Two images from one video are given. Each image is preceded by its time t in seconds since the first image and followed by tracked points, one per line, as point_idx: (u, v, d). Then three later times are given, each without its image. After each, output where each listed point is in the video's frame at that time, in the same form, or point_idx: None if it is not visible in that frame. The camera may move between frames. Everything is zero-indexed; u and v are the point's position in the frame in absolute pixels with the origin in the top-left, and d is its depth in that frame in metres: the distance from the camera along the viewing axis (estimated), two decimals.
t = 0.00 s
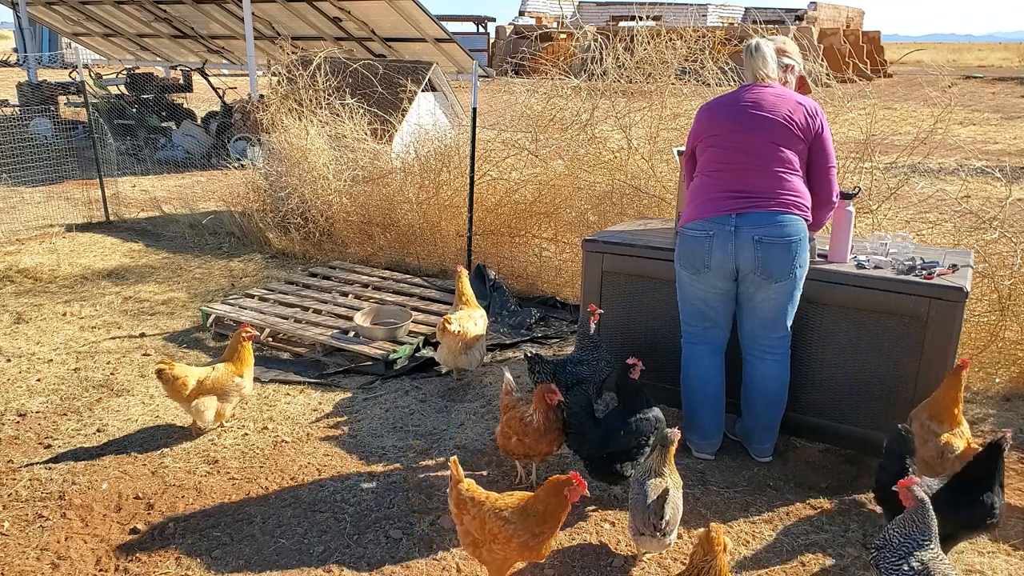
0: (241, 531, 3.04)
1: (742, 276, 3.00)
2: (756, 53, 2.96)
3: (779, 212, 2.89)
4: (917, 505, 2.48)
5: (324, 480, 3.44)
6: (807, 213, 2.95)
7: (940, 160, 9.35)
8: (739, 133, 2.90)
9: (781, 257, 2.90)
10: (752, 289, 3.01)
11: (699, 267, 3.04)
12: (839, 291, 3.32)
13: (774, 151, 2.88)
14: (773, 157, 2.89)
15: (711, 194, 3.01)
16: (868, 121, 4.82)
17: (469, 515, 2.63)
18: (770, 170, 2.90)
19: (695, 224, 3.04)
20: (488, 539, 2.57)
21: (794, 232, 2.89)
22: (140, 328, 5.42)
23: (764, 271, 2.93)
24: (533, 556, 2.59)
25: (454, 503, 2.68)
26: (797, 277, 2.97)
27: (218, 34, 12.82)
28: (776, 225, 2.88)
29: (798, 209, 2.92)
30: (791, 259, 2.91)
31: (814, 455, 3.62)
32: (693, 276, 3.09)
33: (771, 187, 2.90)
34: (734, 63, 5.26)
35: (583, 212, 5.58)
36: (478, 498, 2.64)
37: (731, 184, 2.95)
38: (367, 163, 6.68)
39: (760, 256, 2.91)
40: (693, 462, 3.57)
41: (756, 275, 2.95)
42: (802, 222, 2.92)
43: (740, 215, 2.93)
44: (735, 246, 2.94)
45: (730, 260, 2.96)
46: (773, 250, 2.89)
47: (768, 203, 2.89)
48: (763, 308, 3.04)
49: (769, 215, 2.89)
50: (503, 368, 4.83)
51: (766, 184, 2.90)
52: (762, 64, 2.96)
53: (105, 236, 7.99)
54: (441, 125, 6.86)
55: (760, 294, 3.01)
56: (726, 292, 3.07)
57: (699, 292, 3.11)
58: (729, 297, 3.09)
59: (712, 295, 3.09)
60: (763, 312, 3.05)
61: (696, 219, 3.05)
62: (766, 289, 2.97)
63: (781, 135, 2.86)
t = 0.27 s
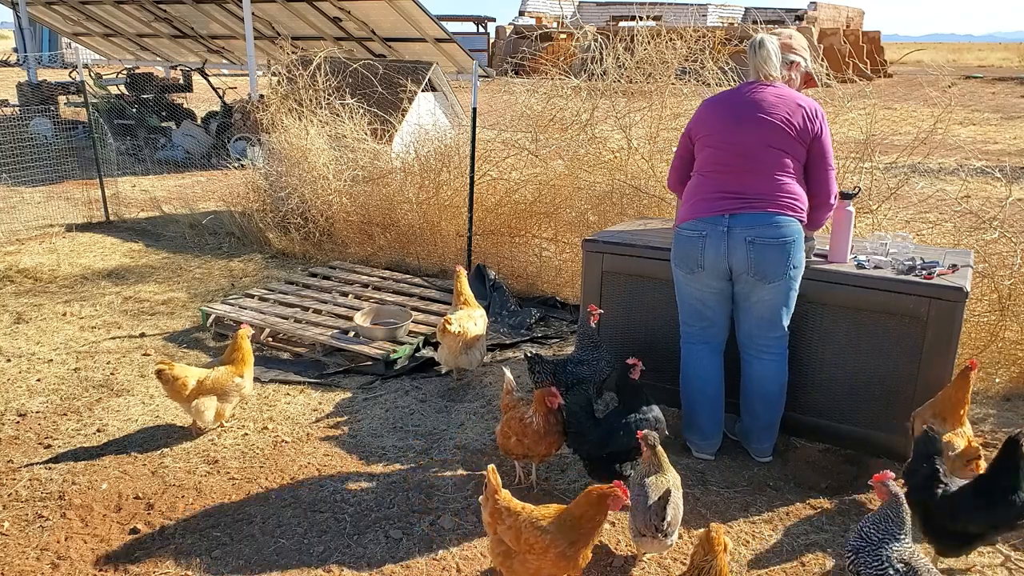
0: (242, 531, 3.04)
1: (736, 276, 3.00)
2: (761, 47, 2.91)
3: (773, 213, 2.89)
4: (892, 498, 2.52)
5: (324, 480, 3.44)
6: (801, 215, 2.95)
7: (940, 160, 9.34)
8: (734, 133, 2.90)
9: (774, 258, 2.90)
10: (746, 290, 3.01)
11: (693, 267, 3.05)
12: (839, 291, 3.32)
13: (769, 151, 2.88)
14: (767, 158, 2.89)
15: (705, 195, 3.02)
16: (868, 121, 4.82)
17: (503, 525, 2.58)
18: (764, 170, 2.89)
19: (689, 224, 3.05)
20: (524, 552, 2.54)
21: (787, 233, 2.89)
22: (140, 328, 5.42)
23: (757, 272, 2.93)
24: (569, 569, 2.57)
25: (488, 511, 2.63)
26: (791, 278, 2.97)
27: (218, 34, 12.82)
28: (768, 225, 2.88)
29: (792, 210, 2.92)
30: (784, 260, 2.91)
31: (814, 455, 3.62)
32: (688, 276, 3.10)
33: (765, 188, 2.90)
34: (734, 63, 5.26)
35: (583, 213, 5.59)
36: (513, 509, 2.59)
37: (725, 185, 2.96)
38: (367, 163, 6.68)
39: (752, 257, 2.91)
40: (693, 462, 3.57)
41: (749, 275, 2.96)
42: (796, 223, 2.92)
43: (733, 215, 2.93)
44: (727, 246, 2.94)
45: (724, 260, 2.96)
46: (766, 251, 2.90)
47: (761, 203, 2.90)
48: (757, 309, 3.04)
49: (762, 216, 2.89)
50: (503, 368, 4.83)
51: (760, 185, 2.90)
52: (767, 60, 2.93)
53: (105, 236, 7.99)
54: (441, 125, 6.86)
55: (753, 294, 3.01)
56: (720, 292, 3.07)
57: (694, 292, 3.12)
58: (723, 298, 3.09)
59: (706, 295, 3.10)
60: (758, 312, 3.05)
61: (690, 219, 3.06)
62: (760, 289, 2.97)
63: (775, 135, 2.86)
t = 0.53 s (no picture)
0: (241, 531, 3.04)
1: (733, 277, 3.00)
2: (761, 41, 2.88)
3: (770, 215, 2.89)
4: (872, 497, 2.54)
5: (324, 479, 3.44)
6: (797, 216, 2.95)
7: (940, 160, 9.34)
8: (731, 135, 2.89)
9: (770, 259, 2.90)
10: (743, 291, 3.02)
11: (691, 268, 3.05)
12: (839, 291, 3.32)
13: (765, 153, 2.87)
14: (764, 159, 2.88)
15: (702, 195, 3.02)
16: (868, 122, 4.81)
17: (551, 538, 2.49)
18: (760, 172, 2.89)
19: (685, 225, 3.05)
20: (577, 562, 2.47)
21: (783, 235, 2.89)
22: (140, 328, 5.42)
23: (754, 273, 2.93)
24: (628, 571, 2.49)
25: (529, 525, 2.52)
26: (787, 279, 2.97)
27: (218, 34, 12.82)
28: (765, 227, 2.88)
29: (789, 211, 2.92)
30: (780, 262, 2.91)
31: (814, 455, 3.62)
32: (685, 277, 3.10)
33: (762, 189, 2.90)
34: (734, 63, 5.25)
35: (583, 212, 5.59)
36: (557, 520, 2.50)
37: (721, 186, 2.96)
38: (367, 163, 6.68)
39: (749, 258, 2.91)
40: (693, 462, 3.57)
41: (747, 276, 2.96)
42: (792, 224, 2.92)
43: (730, 217, 2.93)
44: (724, 247, 2.94)
45: (721, 261, 2.96)
46: (762, 253, 2.90)
47: (757, 205, 2.90)
48: (754, 309, 3.05)
49: (758, 218, 2.89)
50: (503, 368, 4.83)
51: (756, 186, 2.90)
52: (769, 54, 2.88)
53: (105, 236, 7.99)
54: (441, 125, 6.86)
55: (750, 295, 3.01)
56: (718, 293, 3.08)
57: (691, 293, 3.12)
58: (720, 298, 3.09)
59: (704, 296, 3.10)
60: (755, 313, 3.06)
61: (687, 220, 3.06)
62: (758, 290, 2.97)
63: (772, 136, 2.85)
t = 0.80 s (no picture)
0: (241, 531, 3.04)
1: (730, 279, 3.00)
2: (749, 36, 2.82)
3: (765, 217, 2.89)
4: (879, 498, 2.53)
5: (324, 479, 3.44)
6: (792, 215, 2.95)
7: (940, 160, 9.34)
8: (723, 137, 2.88)
9: (767, 261, 2.90)
10: (740, 293, 3.02)
11: (688, 271, 3.05)
12: (839, 291, 3.32)
13: (758, 154, 2.86)
14: (757, 160, 2.87)
15: (696, 198, 3.01)
16: (868, 122, 4.81)
17: (611, 556, 2.36)
18: (753, 174, 2.89)
19: (681, 228, 3.05)
20: None
21: (779, 236, 2.90)
22: (140, 328, 5.42)
23: (751, 276, 2.93)
24: None
25: (585, 545, 2.38)
26: (784, 280, 2.97)
27: (218, 34, 12.82)
28: (760, 229, 2.88)
29: (784, 212, 2.92)
30: (777, 263, 2.91)
31: (814, 455, 3.62)
32: (682, 279, 3.10)
33: (756, 191, 2.89)
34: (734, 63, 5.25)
35: (583, 212, 5.59)
36: (616, 538, 2.37)
37: (715, 189, 2.95)
38: (367, 163, 6.68)
39: (746, 261, 2.91)
40: (692, 462, 3.57)
41: (743, 278, 2.96)
42: (787, 225, 2.93)
43: (725, 220, 2.93)
44: (720, 250, 2.94)
45: (717, 264, 2.96)
46: (759, 255, 2.90)
47: (751, 207, 2.90)
48: (751, 311, 3.05)
49: (753, 220, 2.89)
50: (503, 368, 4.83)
51: (750, 188, 2.90)
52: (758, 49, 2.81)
53: (105, 236, 7.99)
54: (441, 124, 6.86)
55: (747, 297, 3.01)
56: (715, 295, 3.08)
57: (689, 295, 3.12)
58: (717, 300, 3.09)
59: (701, 298, 3.10)
60: (753, 315, 3.06)
61: (683, 223, 3.05)
62: (755, 292, 2.98)
63: (764, 136, 2.84)
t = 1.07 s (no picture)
0: (241, 531, 3.04)
1: (728, 280, 3.01)
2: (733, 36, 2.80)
3: (761, 217, 2.89)
4: (878, 497, 2.54)
5: (324, 479, 3.44)
6: (790, 214, 2.94)
7: (940, 160, 9.35)
8: (716, 137, 2.87)
9: (763, 262, 2.91)
10: (738, 293, 3.02)
11: (685, 272, 3.05)
12: (839, 291, 3.32)
13: (753, 153, 2.86)
14: (752, 160, 2.87)
15: (692, 199, 3.01)
16: (868, 121, 4.81)
17: (650, 557, 2.42)
18: (748, 173, 2.88)
19: (678, 229, 3.05)
20: None
21: (776, 236, 2.90)
22: (140, 328, 5.42)
23: (749, 276, 2.94)
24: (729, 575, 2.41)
25: (625, 547, 2.46)
26: (781, 281, 2.98)
27: (218, 34, 12.82)
28: (757, 229, 2.88)
29: (781, 211, 2.91)
30: (774, 264, 2.92)
31: (814, 455, 3.62)
32: (680, 280, 3.10)
33: (752, 191, 2.89)
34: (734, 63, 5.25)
35: (583, 213, 5.59)
36: (654, 541, 2.45)
37: (711, 190, 2.95)
38: (367, 163, 6.68)
39: (743, 262, 2.91)
40: (692, 462, 3.57)
41: (741, 278, 2.96)
42: (785, 224, 2.92)
43: (721, 221, 2.93)
44: (717, 251, 2.94)
45: (714, 265, 2.97)
46: (756, 256, 2.90)
47: (747, 207, 2.90)
48: (749, 311, 3.06)
49: (750, 220, 2.89)
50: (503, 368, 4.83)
51: (746, 188, 2.90)
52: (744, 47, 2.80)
53: (105, 236, 7.99)
54: (441, 124, 6.86)
55: (744, 297, 3.02)
56: (713, 295, 3.08)
57: (687, 295, 3.13)
58: (715, 300, 3.09)
59: (699, 299, 3.10)
60: (751, 315, 3.06)
61: (679, 224, 3.05)
62: (753, 293, 2.98)
63: (758, 136, 2.83)
